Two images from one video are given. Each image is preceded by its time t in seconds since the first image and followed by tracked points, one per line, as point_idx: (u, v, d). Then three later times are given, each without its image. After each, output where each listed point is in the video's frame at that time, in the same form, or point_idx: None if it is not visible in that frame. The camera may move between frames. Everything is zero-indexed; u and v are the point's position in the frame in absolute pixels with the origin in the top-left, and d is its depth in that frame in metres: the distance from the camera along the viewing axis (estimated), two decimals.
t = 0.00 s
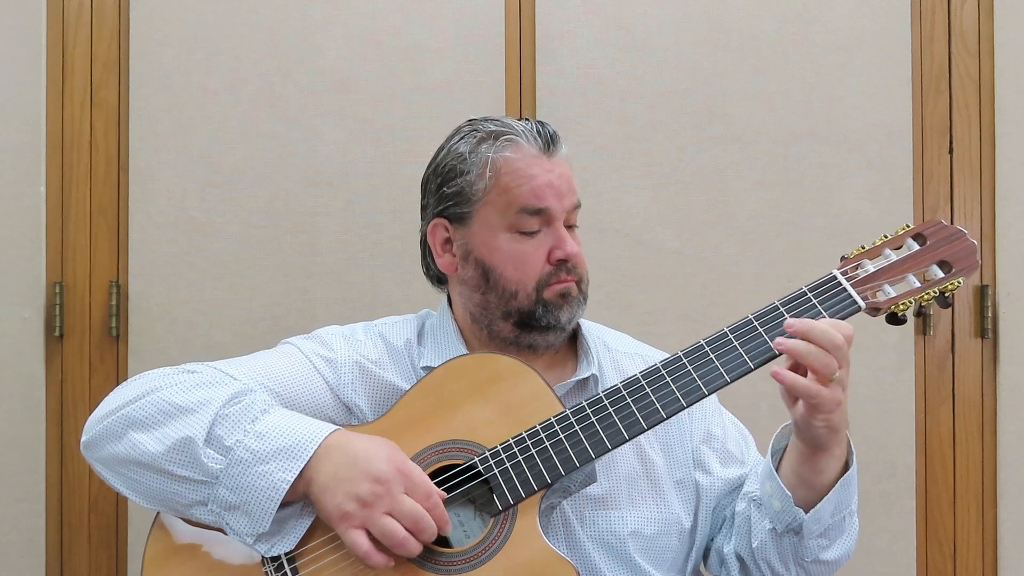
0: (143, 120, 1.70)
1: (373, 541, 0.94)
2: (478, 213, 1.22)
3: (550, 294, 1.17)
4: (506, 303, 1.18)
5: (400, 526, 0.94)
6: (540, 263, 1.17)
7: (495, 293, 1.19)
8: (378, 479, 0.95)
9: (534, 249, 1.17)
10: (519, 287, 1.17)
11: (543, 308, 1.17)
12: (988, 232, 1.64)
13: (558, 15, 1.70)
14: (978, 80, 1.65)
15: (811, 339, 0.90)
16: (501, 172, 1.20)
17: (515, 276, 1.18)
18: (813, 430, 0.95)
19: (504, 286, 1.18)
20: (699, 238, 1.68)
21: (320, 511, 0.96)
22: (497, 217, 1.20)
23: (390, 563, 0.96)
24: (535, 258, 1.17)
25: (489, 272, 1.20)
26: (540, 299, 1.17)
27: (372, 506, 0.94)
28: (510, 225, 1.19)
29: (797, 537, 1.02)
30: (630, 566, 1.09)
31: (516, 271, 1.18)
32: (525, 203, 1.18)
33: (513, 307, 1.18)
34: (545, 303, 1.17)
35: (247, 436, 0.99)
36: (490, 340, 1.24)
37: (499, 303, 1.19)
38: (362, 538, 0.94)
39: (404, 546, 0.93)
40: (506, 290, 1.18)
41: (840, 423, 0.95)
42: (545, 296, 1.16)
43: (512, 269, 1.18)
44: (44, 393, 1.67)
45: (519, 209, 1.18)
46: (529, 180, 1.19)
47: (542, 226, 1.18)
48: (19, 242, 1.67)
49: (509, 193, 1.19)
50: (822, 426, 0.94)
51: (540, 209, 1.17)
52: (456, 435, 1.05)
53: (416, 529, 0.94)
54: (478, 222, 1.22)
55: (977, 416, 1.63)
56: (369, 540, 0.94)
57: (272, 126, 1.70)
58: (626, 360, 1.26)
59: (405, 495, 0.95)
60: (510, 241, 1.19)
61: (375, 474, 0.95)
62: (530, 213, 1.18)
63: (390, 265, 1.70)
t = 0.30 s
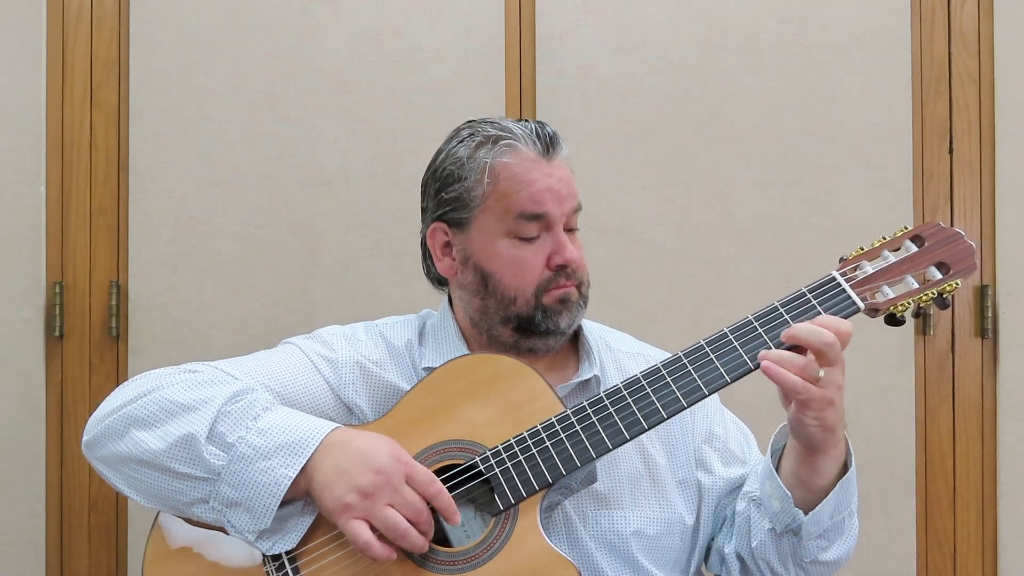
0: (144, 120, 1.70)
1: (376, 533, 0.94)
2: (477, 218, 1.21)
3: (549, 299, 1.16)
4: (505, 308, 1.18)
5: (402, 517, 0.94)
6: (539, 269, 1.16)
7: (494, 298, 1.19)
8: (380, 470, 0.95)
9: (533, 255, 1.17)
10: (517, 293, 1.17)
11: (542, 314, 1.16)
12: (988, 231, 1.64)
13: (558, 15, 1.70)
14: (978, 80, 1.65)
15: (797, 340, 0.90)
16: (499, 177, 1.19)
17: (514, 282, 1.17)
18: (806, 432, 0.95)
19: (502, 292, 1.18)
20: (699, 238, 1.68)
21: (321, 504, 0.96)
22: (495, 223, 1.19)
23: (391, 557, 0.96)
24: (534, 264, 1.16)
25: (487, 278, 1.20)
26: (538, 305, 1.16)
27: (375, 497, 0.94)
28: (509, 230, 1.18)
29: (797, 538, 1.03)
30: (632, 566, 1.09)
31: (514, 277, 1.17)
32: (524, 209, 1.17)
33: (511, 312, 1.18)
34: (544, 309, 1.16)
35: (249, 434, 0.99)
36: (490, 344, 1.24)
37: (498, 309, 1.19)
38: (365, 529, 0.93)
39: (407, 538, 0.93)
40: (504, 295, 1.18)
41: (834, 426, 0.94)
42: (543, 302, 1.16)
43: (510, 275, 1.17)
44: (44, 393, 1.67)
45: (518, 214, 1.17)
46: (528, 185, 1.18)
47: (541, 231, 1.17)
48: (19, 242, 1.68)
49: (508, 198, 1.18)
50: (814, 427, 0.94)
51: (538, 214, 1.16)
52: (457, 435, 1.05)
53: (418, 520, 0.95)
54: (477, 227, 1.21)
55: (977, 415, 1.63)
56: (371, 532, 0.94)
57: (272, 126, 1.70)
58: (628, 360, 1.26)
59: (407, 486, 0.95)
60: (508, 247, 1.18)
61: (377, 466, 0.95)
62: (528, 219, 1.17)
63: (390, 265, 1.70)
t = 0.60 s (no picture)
0: (144, 120, 1.70)
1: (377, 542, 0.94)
2: (475, 224, 1.20)
3: (547, 305, 1.15)
4: (504, 314, 1.18)
5: (403, 526, 0.94)
6: (537, 275, 1.15)
7: (492, 304, 1.18)
8: (380, 479, 0.95)
9: (531, 262, 1.15)
10: (515, 300, 1.16)
11: (540, 319, 1.16)
12: (988, 232, 1.64)
13: (558, 15, 1.70)
14: (978, 81, 1.65)
15: (788, 337, 0.90)
16: (497, 183, 1.17)
17: (512, 289, 1.16)
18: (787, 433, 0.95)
19: (500, 298, 1.17)
20: (699, 238, 1.68)
21: (321, 512, 0.96)
22: (493, 229, 1.18)
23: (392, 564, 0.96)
24: (532, 270, 1.15)
25: (485, 284, 1.19)
26: (536, 311, 1.16)
27: (375, 507, 0.94)
28: (507, 237, 1.16)
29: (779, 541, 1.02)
30: (634, 566, 1.09)
31: (512, 283, 1.16)
32: (522, 215, 1.15)
33: (509, 318, 1.17)
34: (542, 315, 1.16)
35: (249, 438, 0.99)
36: (489, 347, 1.24)
37: (496, 314, 1.18)
38: (365, 538, 0.94)
39: (408, 546, 0.93)
40: (502, 301, 1.17)
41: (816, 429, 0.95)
42: (542, 308, 1.15)
43: (508, 281, 1.16)
44: (44, 393, 1.67)
45: (516, 221, 1.16)
46: (526, 191, 1.16)
47: (539, 238, 1.15)
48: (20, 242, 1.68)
49: (505, 205, 1.16)
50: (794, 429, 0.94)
51: (537, 221, 1.15)
52: (457, 435, 1.05)
53: (418, 529, 0.94)
54: (475, 233, 1.20)
55: (977, 416, 1.63)
56: (372, 541, 0.94)
57: (272, 126, 1.70)
58: (629, 360, 1.26)
59: (407, 494, 0.95)
60: (506, 253, 1.17)
61: (376, 474, 0.95)
62: (526, 226, 1.15)
63: (390, 265, 1.70)
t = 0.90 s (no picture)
0: (144, 120, 1.70)
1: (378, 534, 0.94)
2: (471, 234, 1.18)
3: (543, 315, 1.15)
4: (500, 323, 1.17)
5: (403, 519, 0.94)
6: (533, 286, 1.14)
7: (487, 313, 1.18)
8: (379, 472, 0.95)
9: (527, 272, 1.14)
10: (510, 310, 1.15)
11: (536, 328, 1.15)
12: (988, 231, 1.64)
13: (558, 15, 1.70)
14: (979, 80, 1.65)
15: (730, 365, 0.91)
16: (493, 194, 1.15)
17: (507, 299, 1.15)
18: (730, 459, 0.96)
19: (496, 308, 1.17)
20: (699, 238, 1.68)
21: (321, 507, 0.96)
22: (488, 240, 1.16)
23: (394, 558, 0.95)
24: (528, 281, 1.14)
25: (481, 293, 1.18)
26: (532, 320, 1.15)
27: (375, 500, 0.94)
28: (502, 248, 1.15)
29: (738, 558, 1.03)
30: (632, 566, 1.09)
31: (508, 294, 1.15)
32: (517, 227, 1.14)
33: (505, 327, 1.17)
34: (538, 324, 1.15)
35: (249, 436, 0.99)
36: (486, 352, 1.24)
37: (492, 323, 1.18)
38: (367, 531, 0.93)
39: (410, 539, 0.93)
40: (498, 311, 1.17)
41: (759, 455, 0.95)
42: (537, 318, 1.15)
43: (503, 292, 1.15)
44: (44, 392, 1.68)
45: (512, 232, 1.14)
46: (522, 202, 1.14)
47: (535, 249, 1.14)
48: (20, 242, 1.68)
49: (501, 216, 1.15)
50: (738, 455, 0.95)
51: (532, 233, 1.13)
52: (457, 434, 1.05)
53: (418, 523, 0.95)
54: (471, 243, 1.19)
55: (977, 415, 1.63)
56: (373, 534, 0.94)
57: (273, 126, 1.70)
58: (629, 360, 1.26)
59: (407, 487, 0.95)
60: (501, 264, 1.15)
61: (376, 467, 0.95)
62: (521, 237, 1.14)
63: (390, 265, 1.70)
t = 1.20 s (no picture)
0: (144, 120, 1.70)
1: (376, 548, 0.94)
2: (460, 244, 1.18)
3: (534, 324, 1.14)
4: (491, 332, 1.18)
5: (401, 532, 0.94)
6: (522, 296, 1.14)
7: (479, 322, 1.18)
8: (376, 486, 0.95)
9: (516, 283, 1.14)
10: (501, 319, 1.15)
11: (528, 338, 1.15)
12: (988, 231, 1.64)
13: (558, 15, 1.70)
14: (979, 80, 1.65)
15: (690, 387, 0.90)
16: (480, 206, 1.14)
17: (497, 309, 1.15)
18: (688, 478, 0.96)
19: (487, 317, 1.17)
20: (699, 238, 1.68)
21: (319, 518, 0.96)
22: (476, 251, 1.16)
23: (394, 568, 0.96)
24: (517, 291, 1.14)
25: (472, 303, 1.18)
26: (523, 330, 1.15)
27: (371, 514, 0.94)
28: (490, 259, 1.15)
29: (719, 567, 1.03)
30: (630, 567, 1.08)
31: (497, 304, 1.15)
32: (505, 238, 1.13)
33: (497, 336, 1.17)
34: (529, 334, 1.15)
35: (243, 445, 0.99)
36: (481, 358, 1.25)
37: (483, 332, 1.18)
38: (364, 545, 0.94)
39: (407, 551, 0.94)
40: (489, 320, 1.17)
41: (715, 475, 0.95)
42: (528, 327, 1.14)
43: (493, 302, 1.15)
44: (44, 392, 1.68)
45: (499, 244, 1.13)
46: (509, 214, 1.13)
47: (523, 260, 1.13)
48: (19, 242, 1.68)
49: (488, 228, 1.14)
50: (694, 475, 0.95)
51: (519, 244, 1.12)
52: (455, 434, 1.05)
53: (416, 534, 0.94)
54: (460, 253, 1.19)
55: (977, 416, 1.63)
56: (371, 548, 0.94)
57: (273, 126, 1.71)
58: (627, 361, 1.26)
59: (404, 499, 0.95)
60: (490, 275, 1.15)
61: (372, 481, 0.95)
62: (509, 249, 1.13)
63: (390, 265, 1.70)
